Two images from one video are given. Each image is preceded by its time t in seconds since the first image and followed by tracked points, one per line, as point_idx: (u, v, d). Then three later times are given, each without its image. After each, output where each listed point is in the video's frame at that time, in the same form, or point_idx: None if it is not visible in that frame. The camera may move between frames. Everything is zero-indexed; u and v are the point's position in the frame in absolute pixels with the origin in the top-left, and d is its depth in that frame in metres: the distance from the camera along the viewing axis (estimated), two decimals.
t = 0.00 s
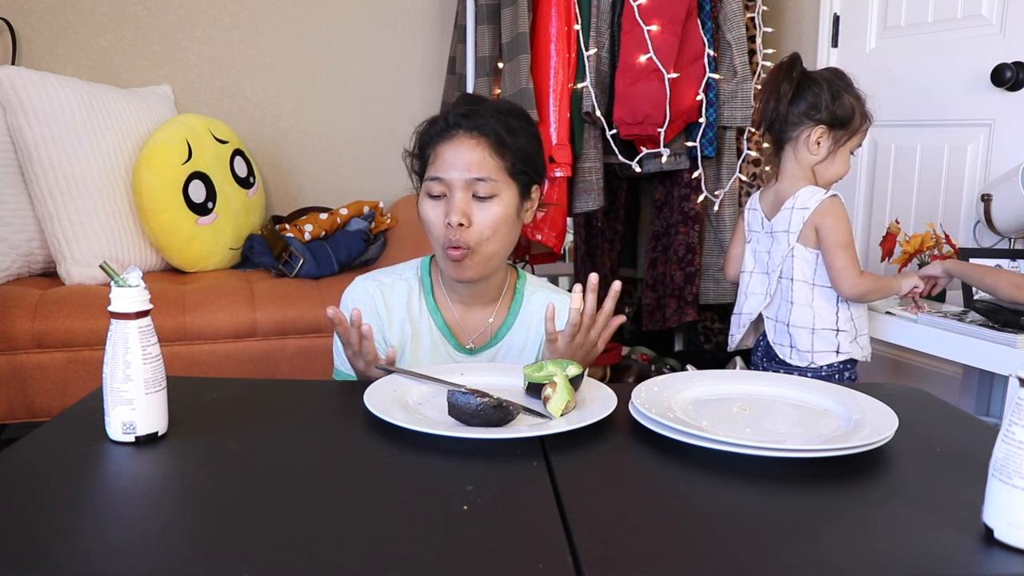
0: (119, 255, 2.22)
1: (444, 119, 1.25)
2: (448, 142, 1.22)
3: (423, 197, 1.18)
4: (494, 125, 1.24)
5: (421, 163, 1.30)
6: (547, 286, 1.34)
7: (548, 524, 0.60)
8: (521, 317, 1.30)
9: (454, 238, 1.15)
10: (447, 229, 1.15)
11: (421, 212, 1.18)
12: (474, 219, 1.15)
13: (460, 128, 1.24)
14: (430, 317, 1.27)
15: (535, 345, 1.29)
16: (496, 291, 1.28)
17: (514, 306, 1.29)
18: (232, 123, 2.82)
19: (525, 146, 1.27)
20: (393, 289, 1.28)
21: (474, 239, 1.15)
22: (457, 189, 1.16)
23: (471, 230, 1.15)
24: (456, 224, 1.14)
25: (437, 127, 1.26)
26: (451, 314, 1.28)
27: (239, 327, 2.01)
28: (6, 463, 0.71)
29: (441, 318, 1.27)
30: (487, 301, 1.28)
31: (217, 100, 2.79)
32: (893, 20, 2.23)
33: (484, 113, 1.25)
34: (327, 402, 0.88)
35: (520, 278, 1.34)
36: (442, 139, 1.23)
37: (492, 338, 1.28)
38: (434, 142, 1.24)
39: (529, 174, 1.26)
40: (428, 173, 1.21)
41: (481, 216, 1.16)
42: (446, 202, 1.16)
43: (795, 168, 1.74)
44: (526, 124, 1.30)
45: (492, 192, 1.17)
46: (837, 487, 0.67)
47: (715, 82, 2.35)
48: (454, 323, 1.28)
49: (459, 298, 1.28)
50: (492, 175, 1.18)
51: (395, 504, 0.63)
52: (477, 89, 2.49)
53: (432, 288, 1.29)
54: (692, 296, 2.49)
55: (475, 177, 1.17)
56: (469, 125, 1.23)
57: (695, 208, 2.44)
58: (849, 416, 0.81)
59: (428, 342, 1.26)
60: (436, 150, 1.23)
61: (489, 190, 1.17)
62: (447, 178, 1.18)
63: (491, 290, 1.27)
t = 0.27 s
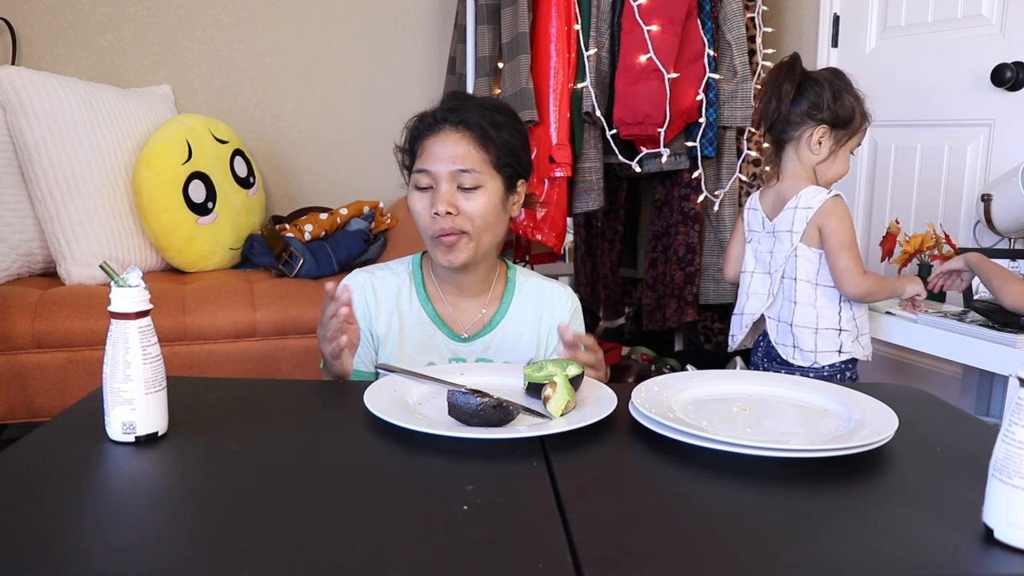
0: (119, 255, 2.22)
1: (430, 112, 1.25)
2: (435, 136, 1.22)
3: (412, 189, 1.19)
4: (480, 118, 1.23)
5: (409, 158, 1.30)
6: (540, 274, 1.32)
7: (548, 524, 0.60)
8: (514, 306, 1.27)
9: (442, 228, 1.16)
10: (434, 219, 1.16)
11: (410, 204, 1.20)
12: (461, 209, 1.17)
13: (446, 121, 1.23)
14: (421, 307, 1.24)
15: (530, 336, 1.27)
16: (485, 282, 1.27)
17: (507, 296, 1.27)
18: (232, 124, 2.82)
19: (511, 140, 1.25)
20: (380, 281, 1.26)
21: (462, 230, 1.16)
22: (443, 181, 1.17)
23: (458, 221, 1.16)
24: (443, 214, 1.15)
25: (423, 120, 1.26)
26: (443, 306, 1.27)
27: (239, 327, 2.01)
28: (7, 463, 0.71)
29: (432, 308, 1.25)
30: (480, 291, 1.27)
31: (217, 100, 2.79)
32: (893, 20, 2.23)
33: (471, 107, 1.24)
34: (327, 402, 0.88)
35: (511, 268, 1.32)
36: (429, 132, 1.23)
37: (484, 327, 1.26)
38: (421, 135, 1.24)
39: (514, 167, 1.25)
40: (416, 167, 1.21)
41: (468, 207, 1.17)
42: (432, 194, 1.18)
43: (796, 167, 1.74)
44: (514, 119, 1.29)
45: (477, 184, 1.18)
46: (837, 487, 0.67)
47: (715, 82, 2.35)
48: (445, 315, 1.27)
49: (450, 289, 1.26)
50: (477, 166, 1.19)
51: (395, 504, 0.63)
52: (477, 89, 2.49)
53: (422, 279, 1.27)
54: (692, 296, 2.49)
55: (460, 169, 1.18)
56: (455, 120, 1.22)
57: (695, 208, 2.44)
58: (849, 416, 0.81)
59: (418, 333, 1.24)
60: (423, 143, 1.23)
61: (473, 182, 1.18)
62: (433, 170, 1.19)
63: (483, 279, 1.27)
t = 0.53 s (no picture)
0: (119, 255, 2.22)
1: (417, 119, 1.23)
2: (423, 145, 1.20)
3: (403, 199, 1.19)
4: (468, 124, 1.22)
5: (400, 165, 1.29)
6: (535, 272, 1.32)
7: (549, 524, 0.60)
8: (512, 304, 1.27)
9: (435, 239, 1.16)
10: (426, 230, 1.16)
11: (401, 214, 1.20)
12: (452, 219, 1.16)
13: (433, 130, 1.21)
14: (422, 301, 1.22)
15: (529, 333, 1.26)
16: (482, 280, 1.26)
17: (504, 293, 1.27)
18: (232, 123, 2.82)
19: (500, 144, 1.24)
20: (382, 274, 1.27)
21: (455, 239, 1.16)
22: (433, 191, 1.17)
23: (448, 230, 1.16)
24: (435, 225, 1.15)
25: (411, 127, 1.24)
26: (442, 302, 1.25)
27: (239, 327, 2.01)
28: (7, 463, 0.71)
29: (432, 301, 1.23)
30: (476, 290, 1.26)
31: (217, 100, 2.79)
32: (893, 20, 2.23)
33: (457, 113, 1.23)
34: (327, 402, 0.88)
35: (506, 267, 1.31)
36: (417, 140, 1.22)
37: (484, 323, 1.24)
38: (409, 143, 1.23)
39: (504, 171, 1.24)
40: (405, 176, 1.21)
41: (458, 216, 1.17)
42: (423, 204, 1.17)
43: (797, 167, 1.74)
44: (500, 120, 1.28)
45: (468, 192, 1.17)
46: (837, 487, 0.67)
47: (715, 82, 2.35)
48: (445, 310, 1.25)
49: (449, 287, 1.24)
50: (467, 174, 1.18)
51: (395, 504, 0.63)
52: (477, 89, 2.49)
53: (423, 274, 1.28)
54: (692, 296, 2.49)
55: (450, 178, 1.17)
56: (441, 128, 1.21)
57: (695, 208, 2.44)
58: (848, 416, 0.81)
59: (416, 326, 1.22)
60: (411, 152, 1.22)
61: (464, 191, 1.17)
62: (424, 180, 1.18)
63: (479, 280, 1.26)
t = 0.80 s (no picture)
0: (119, 255, 2.22)
1: (425, 115, 1.22)
2: (434, 141, 1.20)
3: (414, 194, 1.18)
4: (477, 121, 1.22)
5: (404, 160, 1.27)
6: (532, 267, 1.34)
7: (549, 524, 0.60)
8: (514, 297, 1.27)
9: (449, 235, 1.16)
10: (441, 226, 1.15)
11: (412, 210, 1.19)
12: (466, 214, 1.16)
13: (444, 126, 1.21)
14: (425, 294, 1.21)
15: (531, 325, 1.27)
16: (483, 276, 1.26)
17: (506, 286, 1.27)
18: (232, 123, 2.82)
19: (507, 140, 1.25)
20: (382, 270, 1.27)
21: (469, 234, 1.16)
22: (446, 187, 1.16)
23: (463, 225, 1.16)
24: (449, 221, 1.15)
25: (419, 123, 1.23)
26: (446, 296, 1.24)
27: (239, 327, 2.01)
28: (8, 463, 0.71)
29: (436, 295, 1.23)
30: (478, 285, 1.26)
31: (217, 100, 2.79)
32: (893, 20, 2.23)
33: (466, 110, 1.23)
34: (327, 401, 0.88)
35: (505, 262, 1.32)
36: (427, 136, 1.21)
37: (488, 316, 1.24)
38: (417, 138, 1.22)
39: (512, 167, 1.25)
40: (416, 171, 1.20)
41: (472, 211, 1.17)
42: (435, 200, 1.17)
43: (799, 167, 1.74)
44: (504, 116, 1.28)
45: (481, 188, 1.17)
46: (837, 487, 0.67)
47: (715, 82, 2.35)
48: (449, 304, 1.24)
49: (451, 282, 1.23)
50: (480, 170, 1.18)
51: (395, 504, 0.63)
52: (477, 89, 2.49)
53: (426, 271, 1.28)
54: (692, 296, 2.49)
55: (463, 174, 1.17)
56: (452, 124, 1.21)
57: (695, 208, 2.44)
58: (849, 416, 0.81)
59: (422, 321, 1.21)
60: (421, 147, 1.21)
61: (477, 186, 1.17)
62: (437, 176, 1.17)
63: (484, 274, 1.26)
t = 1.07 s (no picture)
0: (119, 255, 2.22)
1: (445, 96, 1.21)
2: (457, 122, 1.18)
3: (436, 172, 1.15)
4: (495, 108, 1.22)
5: (413, 141, 1.24)
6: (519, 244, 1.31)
7: (548, 524, 0.60)
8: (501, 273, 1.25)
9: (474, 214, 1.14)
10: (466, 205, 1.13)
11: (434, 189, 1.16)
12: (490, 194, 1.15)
13: (465, 108, 1.20)
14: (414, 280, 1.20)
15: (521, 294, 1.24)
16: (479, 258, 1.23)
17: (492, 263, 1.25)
18: (232, 123, 2.82)
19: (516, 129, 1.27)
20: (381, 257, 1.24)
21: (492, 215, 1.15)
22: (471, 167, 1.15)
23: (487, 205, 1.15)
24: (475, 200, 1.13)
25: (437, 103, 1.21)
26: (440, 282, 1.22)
27: (238, 327, 2.01)
28: (8, 463, 0.71)
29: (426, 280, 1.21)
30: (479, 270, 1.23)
31: (217, 100, 2.79)
32: (893, 20, 2.23)
33: (484, 95, 1.23)
34: (327, 402, 0.88)
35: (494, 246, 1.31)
36: (448, 116, 1.19)
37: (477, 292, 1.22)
38: (436, 118, 1.19)
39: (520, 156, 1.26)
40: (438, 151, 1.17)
41: (495, 192, 1.16)
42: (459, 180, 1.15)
43: (800, 168, 1.74)
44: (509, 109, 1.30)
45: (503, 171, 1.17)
46: (837, 487, 0.67)
47: (715, 82, 2.35)
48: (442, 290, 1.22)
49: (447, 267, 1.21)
50: (501, 153, 1.18)
51: (395, 504, 0.63)
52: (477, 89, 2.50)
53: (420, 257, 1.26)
54: (692, 296, 2.49)
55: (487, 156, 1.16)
56: (473, 108, 1.20)
57: (695, 208, 2.44)
58: (849, 416, 0.81)
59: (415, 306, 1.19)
60: (441, 128, 1.19)
61: (499, 169, 1.17)
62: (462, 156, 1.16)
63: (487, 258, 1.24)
